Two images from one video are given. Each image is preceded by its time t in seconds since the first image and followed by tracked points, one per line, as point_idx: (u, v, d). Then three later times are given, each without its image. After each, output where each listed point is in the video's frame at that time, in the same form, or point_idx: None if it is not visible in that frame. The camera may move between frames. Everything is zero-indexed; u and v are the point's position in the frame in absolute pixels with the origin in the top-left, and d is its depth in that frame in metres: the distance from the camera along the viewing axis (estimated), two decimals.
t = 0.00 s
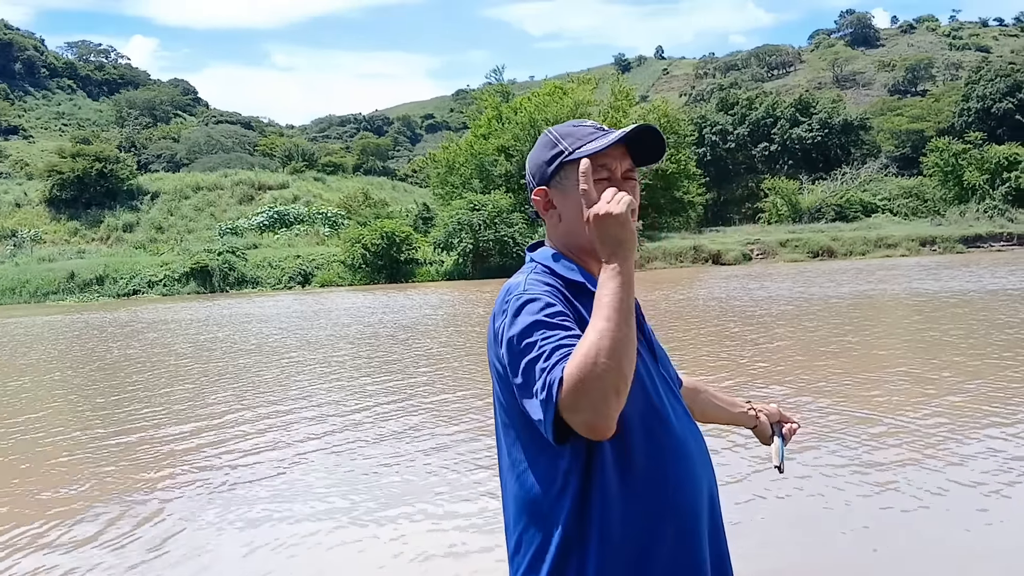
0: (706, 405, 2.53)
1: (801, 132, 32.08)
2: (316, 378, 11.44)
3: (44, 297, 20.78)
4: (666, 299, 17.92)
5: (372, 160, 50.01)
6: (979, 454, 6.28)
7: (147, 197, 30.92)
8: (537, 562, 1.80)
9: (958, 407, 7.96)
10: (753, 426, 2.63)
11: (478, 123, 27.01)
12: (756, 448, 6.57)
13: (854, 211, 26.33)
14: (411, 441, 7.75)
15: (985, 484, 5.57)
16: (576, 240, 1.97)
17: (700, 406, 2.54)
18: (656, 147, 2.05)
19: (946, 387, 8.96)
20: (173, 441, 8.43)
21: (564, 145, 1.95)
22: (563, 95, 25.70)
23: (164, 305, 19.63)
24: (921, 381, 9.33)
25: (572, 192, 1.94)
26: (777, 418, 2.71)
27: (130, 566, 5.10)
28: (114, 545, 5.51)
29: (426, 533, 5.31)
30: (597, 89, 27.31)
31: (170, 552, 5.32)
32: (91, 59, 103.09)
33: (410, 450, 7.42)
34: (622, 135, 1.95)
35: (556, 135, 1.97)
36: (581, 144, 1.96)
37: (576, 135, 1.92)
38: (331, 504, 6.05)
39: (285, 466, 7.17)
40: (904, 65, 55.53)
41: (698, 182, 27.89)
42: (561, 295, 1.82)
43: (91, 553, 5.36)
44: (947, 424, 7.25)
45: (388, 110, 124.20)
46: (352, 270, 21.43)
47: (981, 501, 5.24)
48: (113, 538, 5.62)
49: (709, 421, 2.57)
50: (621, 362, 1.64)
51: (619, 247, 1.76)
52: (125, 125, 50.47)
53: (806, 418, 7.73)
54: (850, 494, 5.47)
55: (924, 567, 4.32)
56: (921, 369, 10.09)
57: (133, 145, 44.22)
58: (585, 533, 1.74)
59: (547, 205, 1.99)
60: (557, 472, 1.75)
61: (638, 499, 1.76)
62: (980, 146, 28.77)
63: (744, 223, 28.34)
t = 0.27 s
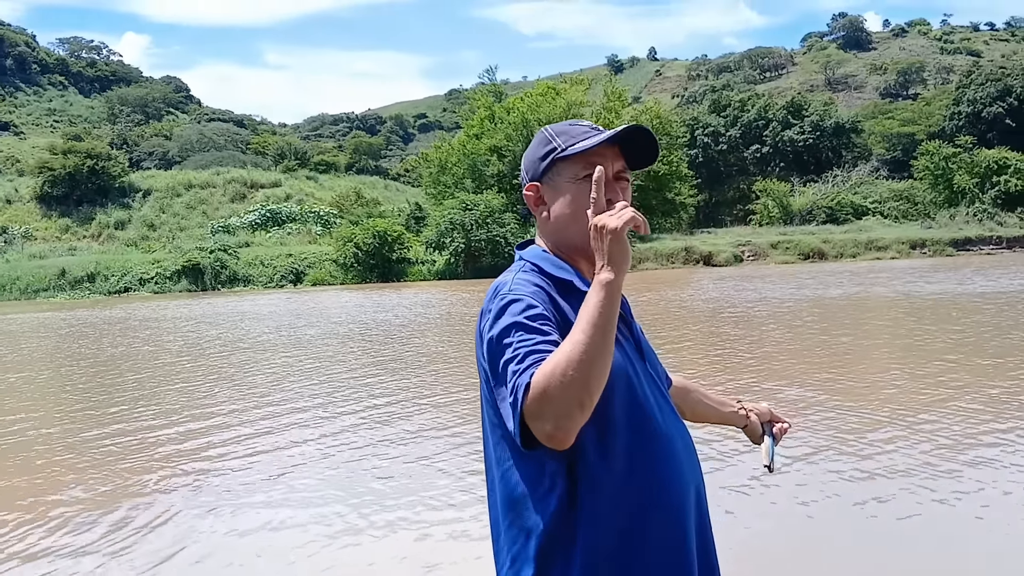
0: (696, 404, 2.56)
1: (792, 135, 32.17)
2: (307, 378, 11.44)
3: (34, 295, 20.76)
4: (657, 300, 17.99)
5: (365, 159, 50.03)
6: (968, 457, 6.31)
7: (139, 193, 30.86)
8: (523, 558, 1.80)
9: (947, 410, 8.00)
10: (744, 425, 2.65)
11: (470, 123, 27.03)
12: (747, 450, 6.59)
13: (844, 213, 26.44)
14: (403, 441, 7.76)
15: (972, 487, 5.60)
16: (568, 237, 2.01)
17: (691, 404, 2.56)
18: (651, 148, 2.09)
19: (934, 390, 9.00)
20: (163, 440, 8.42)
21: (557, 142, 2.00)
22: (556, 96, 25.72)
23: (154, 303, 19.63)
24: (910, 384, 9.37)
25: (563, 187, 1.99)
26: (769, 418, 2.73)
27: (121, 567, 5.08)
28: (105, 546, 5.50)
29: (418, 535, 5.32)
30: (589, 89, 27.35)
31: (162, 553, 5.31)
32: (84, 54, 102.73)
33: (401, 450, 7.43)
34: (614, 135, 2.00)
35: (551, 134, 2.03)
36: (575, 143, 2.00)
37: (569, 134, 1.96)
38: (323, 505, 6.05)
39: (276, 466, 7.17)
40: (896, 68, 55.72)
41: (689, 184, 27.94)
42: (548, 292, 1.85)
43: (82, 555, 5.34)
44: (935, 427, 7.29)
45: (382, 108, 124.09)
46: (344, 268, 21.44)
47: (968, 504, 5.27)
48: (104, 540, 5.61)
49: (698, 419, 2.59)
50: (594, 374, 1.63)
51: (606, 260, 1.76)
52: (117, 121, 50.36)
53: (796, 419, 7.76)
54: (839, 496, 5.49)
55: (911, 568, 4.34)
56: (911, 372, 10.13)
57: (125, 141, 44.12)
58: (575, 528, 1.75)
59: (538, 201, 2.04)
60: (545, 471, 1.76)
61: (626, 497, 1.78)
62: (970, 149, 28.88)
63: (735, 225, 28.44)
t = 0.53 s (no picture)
0: (689, 375, 2.51)
1: (790, 107, 32.02)
2: (302, 349, 11.40)
3: (29, 266, 20.74)
4: (654, 273, 17.95)
5: (361, 132, 49.83)
6: (965, 428, 6.28)
7: (134, 168, 30.77)
8: (514, 532, 1.75)
9: (944, 380, 7.96)
10: (738, 397, 2.60)
11: (466, 95, 26.88)
12: (743, 423, 6.56)
13: (841, 185, 26.37)
14: (398, 413, 7.72)
15: (967, 457, 5.57)
16: (563, 210, 1.96)
17: (683, 376, 2.51)
18: (652, 121, 2.03)
19: (931, 360, 8.97)
20: (157, 412, 8.39)
21: (556, 112, 1.94)
22: (552, 66, 25.55)
23: (149, 275, 19.62)
24: (907, 354, 9.34)
25: (558, 157, 1.93)
26: (764, 389, 2.68)
27: (113, 540, 5.06)
28: (97, 519, 5.47)
29: (412, 507, 5.29)
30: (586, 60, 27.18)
31: (154, 526, 5.28)
32: (77, 29, 102.12)
33: (396, 422, 7.40)
34: (613, 105, 1.94)
35: (551, 103, 1.97)
36: (573, 111, 1.94)
37: (566, 100, 1.91)
38: (317, 477, 6.02)
39: (271, 438, 7.14)
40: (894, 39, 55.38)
41: (686, 156, 27.83)
42: (539, 266, 1.79)
43: (74, 527, 5.31)
44: (932, 397, 7.25)
45: (379, 85, 123.51)
46: (339, 241, 21.39)
47: (964, 475, 5.23)
48: (96, 512, 5.58)
49: (691, 391, 2.56)
50: (567, 372, 1.57)
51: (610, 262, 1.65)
52: (111, 96, 50.15)
53: (792, 390, 7.73)
54: (833, 468, 5.45)
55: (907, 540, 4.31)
56: (908, 342, 10.10)
57: (119, 115, 43.97)
58: (565, 501, 1.69)
59: (535, 170, 1.99)
60: (533, 445, 1.71)
61: (618, 468, 1.71)
62: (968, 120, 28.75)
63: (732, 197, 28.36)
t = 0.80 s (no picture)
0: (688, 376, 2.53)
1: (790, 101, 31.97)
2: (303, 344, 11.42)
3: (29, 261, 20.75)
4: (654, 267, 17.98)
5: (361, 126, 49.72)
6: (963, 424, 6.32)
7: (134, 160, 30.74)
8: (514, 520, 1.81)
9: (943, 377, 8.00)
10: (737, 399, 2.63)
11: (467, 89, 26.83)
12: (742, 419, 6.58)
13: (842, 179, 26.37)
14: (399, 408, 7.76)
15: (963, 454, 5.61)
16: (557, 204, 2.02)
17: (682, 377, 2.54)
18: (646, 108, 2.04)
19: (930, 357, 9.00)
20: (159, 407, 8.42)
21: (548, 106, 1.98)
22: (553, 61, 25.51)
23: (149, 270, 19.61)
24: (906, 351, 9.37)
25: (552, 151, 1.98)
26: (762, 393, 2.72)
27: (116, 535, 5.09)
28: (100, 514, 5.50)
29: (413, 503, 5.33)
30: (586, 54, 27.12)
31: (157, 521, 5.31)
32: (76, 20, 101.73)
33: (397, 417, 7.43)
34: (605, 97, 1.95)
35: (545, 96, 1.99)
36: (566, 104, 1.97)
37: (558, 95, 1.93)
38: (318, 472, 6.05)
39: (272, 433, 7.17)
40: (896, 33, 55.23)
41: (686, 150, 27.80)
42: (537, 257, 1.83)
43: (77, 522, 5.34)
44: (930, 393, 7.30)
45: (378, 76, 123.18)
46: (339, 236, 21.38)
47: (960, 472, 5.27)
48: (99, 507, 5.61)
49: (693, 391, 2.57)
50: (553, 425, 1.64)
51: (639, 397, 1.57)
52: (110, 88, 50.03)
53: (792, 386, 7.76)
54: (831, 464, 5.49)
55: (904, 538, 4.35)
56: (907, 338, 10.13)
57: (118, 108, 43.89)
58: (564, 490, 1.76)
59: (532, 165, 2.05)
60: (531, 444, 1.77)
61: (618, 460, 1.78)
62: (969, 115, 28.71)
63: (732, 192, 28.35)
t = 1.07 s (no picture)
0: (692, 375, 2.52)
1: (791, 103, 31.99)
2: (304, 344, 11.40)
3: (30, 260, 20.74)
4: (655, 269, 17.97)
5: (362, 127, 49.72)
6: (966, 424, 6.30)
7: (134, 161, 30.76)
8: (513, 520, 1.83)
9: (946, 376, 7.98)
10: (741, 399, 2.62)
11: (468, 90, 26.84)
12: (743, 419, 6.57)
13: (843, 181, 26.38)
14: (401, 408, 7.73)
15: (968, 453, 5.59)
16: (562, 204, 2.02)
17: (687, 375, 2.52)
18: (646, 104, 2.03)
19: (933, 357, 8.98)
20: (161, 406, 8.39)
21: (549, 107, 1.98)
22: (554, 62, 25.53)
23: (151, 270, 19.59)
24: (909, 351, 9.35)
25: (556, 152, 1.98)
26: (766, 392, 2.71)
27: (118, 534, 5.07)
28: (102, 513, 5.48)
29: (414, 502, 5.31)
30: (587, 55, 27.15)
31: (159, 520, 5.29)
32: (77, 21, 101.89)
33: (399, 417, 7.41)
34: (604, 98, 1.94)
35: (544, 98, 2.00)
36: (568, 104, 1.97)
37: (557, 96, 1.93)
38: (320, 472, 6.02)
39: (274, 433, 7.14)
40: (897, 36, 55.28)
41: (687, 152, 27.80)
42: (538, 258, 1.82)
43: (78, 522, 5.32)
44: (932, 393, 7.28)
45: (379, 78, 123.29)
46: (340, 237, 21.37)
47: (966, 471, 5.25)
48: (101, 506, 5.59)
49: (697, 391, 2.57)
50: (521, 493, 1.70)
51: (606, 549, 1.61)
52: (111, 89, 50.08)
53: (795, 386, 7.74)
54: (834, 462, 5.48)
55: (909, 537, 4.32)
56: (909, 339, 10.11)
57: (119, 109, 43.94)
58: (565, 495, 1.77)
59: (535, 168, 2.05)
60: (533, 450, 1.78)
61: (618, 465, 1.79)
62: (970, 117, 28.73)
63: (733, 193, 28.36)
